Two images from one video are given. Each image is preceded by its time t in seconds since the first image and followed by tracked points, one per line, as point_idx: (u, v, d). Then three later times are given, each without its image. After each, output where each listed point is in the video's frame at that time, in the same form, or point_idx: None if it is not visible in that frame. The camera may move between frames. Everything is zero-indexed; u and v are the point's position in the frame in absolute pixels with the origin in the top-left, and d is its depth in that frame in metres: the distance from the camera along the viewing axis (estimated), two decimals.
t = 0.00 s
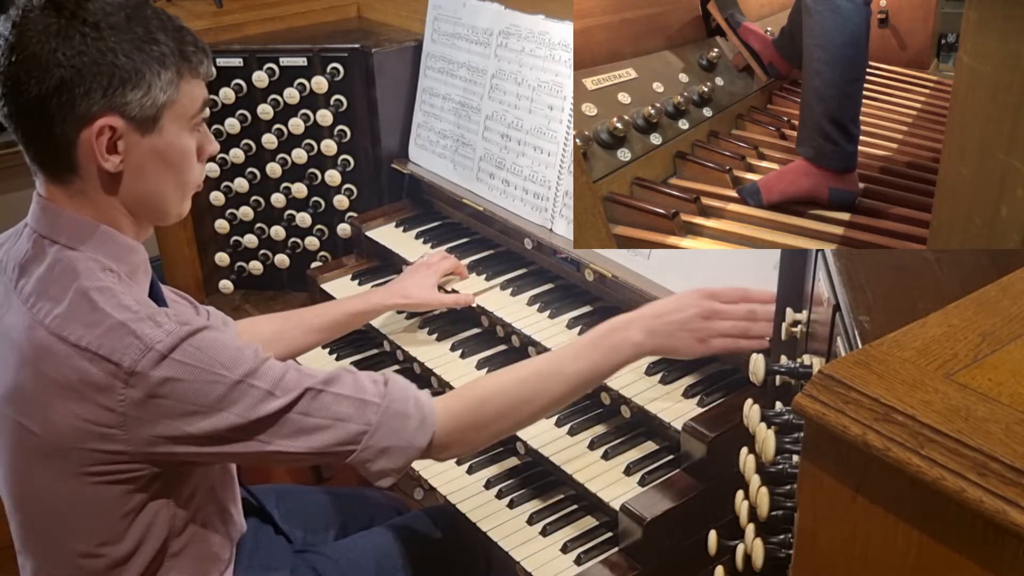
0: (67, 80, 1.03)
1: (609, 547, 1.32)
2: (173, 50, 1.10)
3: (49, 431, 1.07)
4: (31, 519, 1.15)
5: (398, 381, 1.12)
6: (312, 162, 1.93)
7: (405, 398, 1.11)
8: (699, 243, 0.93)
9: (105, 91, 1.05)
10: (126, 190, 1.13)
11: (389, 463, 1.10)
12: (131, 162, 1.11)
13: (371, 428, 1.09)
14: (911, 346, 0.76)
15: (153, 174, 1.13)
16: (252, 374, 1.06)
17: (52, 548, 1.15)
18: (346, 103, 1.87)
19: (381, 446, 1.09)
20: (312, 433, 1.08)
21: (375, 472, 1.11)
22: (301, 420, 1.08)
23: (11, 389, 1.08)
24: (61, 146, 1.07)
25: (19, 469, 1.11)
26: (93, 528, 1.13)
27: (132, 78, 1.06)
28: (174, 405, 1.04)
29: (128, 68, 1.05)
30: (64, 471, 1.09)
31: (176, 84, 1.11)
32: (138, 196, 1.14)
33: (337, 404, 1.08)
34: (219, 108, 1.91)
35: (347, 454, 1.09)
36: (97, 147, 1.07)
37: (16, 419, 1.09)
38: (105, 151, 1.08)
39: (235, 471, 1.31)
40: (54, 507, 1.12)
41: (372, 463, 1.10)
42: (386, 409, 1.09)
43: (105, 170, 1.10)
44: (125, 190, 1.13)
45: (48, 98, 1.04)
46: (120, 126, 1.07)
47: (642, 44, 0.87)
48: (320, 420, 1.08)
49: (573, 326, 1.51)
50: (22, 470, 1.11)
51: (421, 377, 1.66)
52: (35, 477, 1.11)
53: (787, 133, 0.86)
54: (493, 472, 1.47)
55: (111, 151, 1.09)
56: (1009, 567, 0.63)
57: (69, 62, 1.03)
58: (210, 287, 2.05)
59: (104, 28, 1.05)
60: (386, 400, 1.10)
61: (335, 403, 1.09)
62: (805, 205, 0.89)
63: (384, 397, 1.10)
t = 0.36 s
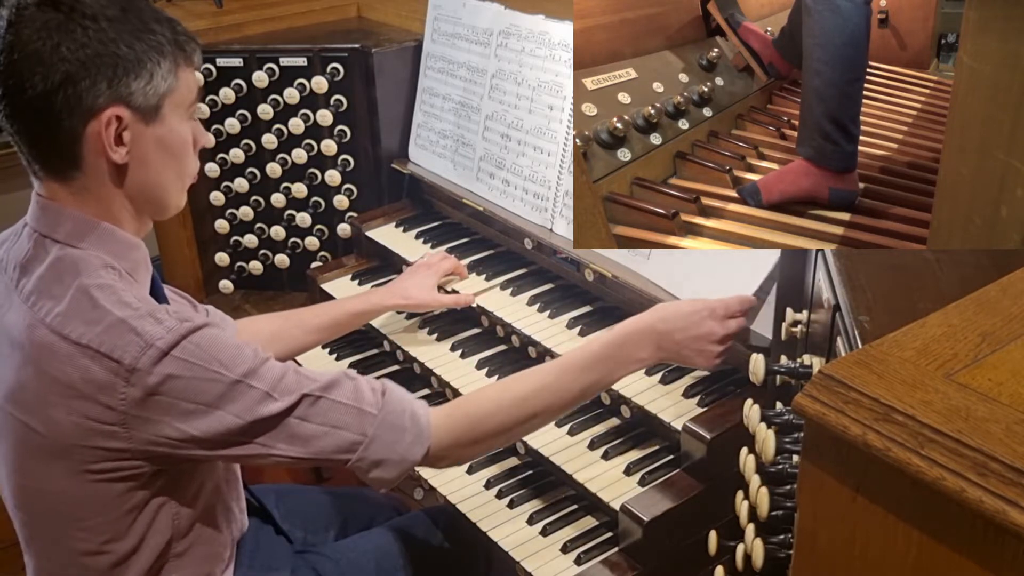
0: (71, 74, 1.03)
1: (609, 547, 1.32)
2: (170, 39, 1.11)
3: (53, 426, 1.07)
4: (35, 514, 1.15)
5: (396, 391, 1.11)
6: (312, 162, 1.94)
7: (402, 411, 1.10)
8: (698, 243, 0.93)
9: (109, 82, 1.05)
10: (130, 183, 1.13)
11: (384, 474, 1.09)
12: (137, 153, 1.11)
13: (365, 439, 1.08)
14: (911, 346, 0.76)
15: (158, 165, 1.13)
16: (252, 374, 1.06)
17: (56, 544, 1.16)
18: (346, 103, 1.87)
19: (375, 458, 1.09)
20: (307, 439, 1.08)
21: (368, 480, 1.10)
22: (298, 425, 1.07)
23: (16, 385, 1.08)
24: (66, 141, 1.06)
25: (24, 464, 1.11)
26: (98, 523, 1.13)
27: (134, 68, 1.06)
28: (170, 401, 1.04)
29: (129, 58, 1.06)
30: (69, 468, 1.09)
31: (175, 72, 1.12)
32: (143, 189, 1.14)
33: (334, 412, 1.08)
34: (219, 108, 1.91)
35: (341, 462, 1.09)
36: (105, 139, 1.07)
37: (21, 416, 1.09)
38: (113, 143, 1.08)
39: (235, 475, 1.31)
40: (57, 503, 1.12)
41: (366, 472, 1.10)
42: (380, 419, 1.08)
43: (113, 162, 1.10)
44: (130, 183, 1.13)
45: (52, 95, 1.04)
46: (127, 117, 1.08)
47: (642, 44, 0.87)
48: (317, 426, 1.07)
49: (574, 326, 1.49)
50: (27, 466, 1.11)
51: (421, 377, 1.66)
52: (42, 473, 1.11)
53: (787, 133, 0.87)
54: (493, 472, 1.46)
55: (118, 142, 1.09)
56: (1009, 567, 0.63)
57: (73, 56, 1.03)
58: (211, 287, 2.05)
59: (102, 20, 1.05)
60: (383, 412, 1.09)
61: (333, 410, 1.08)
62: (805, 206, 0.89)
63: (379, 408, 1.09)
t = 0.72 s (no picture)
0: (47, 64, 1.04)
1: (609, 547, 1.32)
2: (136, 27, 1.13)
3: (36, 431, 1.07)
4: (25, 520, 1.15)
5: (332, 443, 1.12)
6: (312, 162, 1.93)
7: (337, 464, 1.11)
8: (698, 242, 0.93)
9: (84, 69, 1.06)
10: (109, 173, 1.13)
11: (325, 523, 1.12)
12: (116, 142, 1.11)
13: (307, 491, 1.09)
14: (911, 346, 0.76)
15: (135, 153, 1.14)
16: (218, 402, 1.06)
17: (43, 548, 1.16)
18: (346, 103, 1.87)
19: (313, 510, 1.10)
20: (260, 481, 1.08)
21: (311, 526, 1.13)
22: (250, 467, 1.07)
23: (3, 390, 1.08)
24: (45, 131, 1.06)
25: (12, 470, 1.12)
26: (85, 527, 1.13)
27: (107, 54, 1.08)
28: (138, 418, 1.04)
29: (102, 45, 1.07)
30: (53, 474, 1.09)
31: (144, 59, 1.13)
32: (121, 180, 1.14)
33: (285, 458, 1.08)
34: (219, 108, 1.91)
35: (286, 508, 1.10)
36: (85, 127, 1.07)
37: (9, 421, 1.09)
38: (93, 130, 1.08)
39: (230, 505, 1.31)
40: (48, 508, 1.12)
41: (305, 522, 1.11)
42: (319, 473, 1.10)
43: (93, 152, 1.10)
44: (111, 171, 1.13)
45: (30, 86, 1.04)
46: (104, 103, 1.08)
47: (642, 44, 0.87)
48: (270, 470, 1.08)
49: (574, 326, 1.52)
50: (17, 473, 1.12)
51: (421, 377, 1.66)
52: (29, 479, 1.11)
53: (787, 133, 0.86)
54: (493, 472, 1.46)
55: (98, 130, 1.09)
56: (1010, 567, 0.63)
57: (48, 46, 1.04)
58: (211, 286, 2.05)
59: (71, 10, 1.07)
60: (321, 465, 1.10)
61: (285, 455, 1.08)
62: (805, 206, 0.89)
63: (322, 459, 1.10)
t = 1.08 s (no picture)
0: None
1: (609, 547, 1.32)
2: (86, 18, 1.07)
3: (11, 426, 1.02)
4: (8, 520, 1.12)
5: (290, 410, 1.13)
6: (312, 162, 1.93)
7: (298, 420, 1.12)
8: (698, 242, 0.93)
9: (34, 63, 1.00)
10: (70, 163, 1.07)
11: (315, 484, 1.12)
12: (73, 136, 1.06)
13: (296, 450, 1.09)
14: (911, 346, 0.76)
15: (95, 146, 1.08)
16: (200, 377, 1.04)
17: (31, 546, 1.13)
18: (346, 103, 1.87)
19: (302, 467, 1.10)
20: (249, 449, 1.06)
21: (300, 496, 1.12)
22: (242, 432, 1.06)
23: None
24: None
25: None
26: (68, 526, 1.10)
27: (57, 46, 1.02)
28: (122, 400, 1.00)
29: (51, 38, 1.02)
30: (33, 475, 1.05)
31: (97, 50, 1.07)
32: (87, 173, 1.09)
33: (267, 419, 1.08)
34: (219, 108, 1.90)
35: (277, 477, 1.08)
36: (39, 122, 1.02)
37: None
38: (47, 125, 1.03)
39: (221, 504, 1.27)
40: (33, 508, 1.08)
41: (298, 487, 1.10)
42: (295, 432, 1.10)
43: (50, 145, 1.04)
44: (71, 163, 1.07)
45: None
46: (57, 97, 1.03)
47: (643, 44, 0.87)
48: (257, 434, 1.07)
49: (574, 325, 1.53)
50: None
51: (420, 376, 1.66)
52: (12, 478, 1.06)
53: (787, 133, 0.86)
54: (493, 473, 1.46)
55: (53, 122, 1.03)
56: (1010, 567, 0.63)
57: None
58: (211, 286, 2.04)
59: (15, 3, 1.00)
60: (291, 420, 1.11)
61: (266, 418, 1.08)
62: (806, 205, 0.89)
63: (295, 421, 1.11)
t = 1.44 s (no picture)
0: None
1: (609, 547, 1.32)
2: (61, 11, 1.09)
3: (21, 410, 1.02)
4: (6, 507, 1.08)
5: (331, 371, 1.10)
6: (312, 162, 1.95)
7: (337, 384, 1.09)
8: (698, 242, 0.93)
9: (15, 57, 1.02)
10: (59, 153, 1.08)
11: (337, 449, 1.08)
12: (60, 127, 1.07)
13: (320, 411, 1.06)
14: (911, 346, 0.76)
15: (83, 136, 1.09)
16: (212, 348, 1.02)
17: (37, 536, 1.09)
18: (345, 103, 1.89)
19: (325, 430, 1.06)
20: (265, 413, 1.05)
21: (320, 461, 1.08)
22: (254, 401, 1.04)
23: None
24: None
25: None
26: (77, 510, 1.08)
27: (36, 39, 1.04)
28: (137, 371, 1.00)
29: (30, 32, 1.04)
30: (41, 452, 1.03)
31: (76, 40, 1.08)
32: (79, 163, 1.10)
33: (285, 386, 1.06)
34: (219, 108, 1.90)
35: (296, 439, 1.06)
36: (25, 115, 1.03)
37: None
38: (33, 118, 1.04)
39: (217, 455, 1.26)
40: (37, 496, 1.06)
41: (319, 450, 1.07)
42: (327, 391, 1.07)
43: (37, 138, 1.05)
44: (60, 154, 1.08)
45: None
46: (41, 90, 1.04)
47: (643, 43, 0.87)
48: (274, 401, 1.05)
49: (574, 325, 1.53)
50: None
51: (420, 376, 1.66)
52: (18, 466, 1.05)
53: (787, 133, 0.86)
54: (493, 472, 1.46)
55: (39, 116, 1.04)
56: (1010, 567, 0.63)
57: None
58: (210, 286, 2.03)
59: None
60: (323, 386, 1.07)
61: (285, 386, 1.06)
62: (805, 205, 0.89)
63: (327, 382, 1.08)
